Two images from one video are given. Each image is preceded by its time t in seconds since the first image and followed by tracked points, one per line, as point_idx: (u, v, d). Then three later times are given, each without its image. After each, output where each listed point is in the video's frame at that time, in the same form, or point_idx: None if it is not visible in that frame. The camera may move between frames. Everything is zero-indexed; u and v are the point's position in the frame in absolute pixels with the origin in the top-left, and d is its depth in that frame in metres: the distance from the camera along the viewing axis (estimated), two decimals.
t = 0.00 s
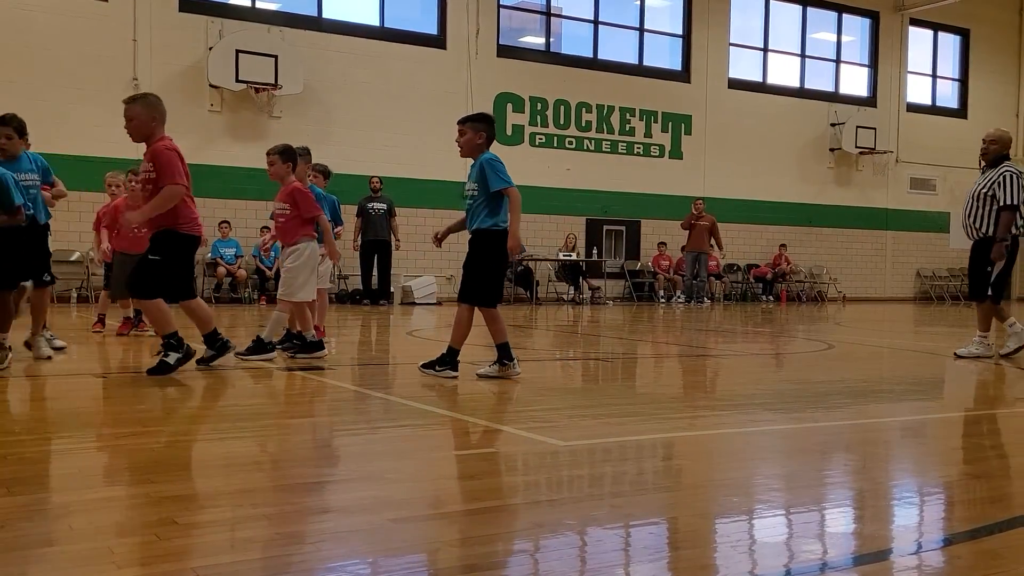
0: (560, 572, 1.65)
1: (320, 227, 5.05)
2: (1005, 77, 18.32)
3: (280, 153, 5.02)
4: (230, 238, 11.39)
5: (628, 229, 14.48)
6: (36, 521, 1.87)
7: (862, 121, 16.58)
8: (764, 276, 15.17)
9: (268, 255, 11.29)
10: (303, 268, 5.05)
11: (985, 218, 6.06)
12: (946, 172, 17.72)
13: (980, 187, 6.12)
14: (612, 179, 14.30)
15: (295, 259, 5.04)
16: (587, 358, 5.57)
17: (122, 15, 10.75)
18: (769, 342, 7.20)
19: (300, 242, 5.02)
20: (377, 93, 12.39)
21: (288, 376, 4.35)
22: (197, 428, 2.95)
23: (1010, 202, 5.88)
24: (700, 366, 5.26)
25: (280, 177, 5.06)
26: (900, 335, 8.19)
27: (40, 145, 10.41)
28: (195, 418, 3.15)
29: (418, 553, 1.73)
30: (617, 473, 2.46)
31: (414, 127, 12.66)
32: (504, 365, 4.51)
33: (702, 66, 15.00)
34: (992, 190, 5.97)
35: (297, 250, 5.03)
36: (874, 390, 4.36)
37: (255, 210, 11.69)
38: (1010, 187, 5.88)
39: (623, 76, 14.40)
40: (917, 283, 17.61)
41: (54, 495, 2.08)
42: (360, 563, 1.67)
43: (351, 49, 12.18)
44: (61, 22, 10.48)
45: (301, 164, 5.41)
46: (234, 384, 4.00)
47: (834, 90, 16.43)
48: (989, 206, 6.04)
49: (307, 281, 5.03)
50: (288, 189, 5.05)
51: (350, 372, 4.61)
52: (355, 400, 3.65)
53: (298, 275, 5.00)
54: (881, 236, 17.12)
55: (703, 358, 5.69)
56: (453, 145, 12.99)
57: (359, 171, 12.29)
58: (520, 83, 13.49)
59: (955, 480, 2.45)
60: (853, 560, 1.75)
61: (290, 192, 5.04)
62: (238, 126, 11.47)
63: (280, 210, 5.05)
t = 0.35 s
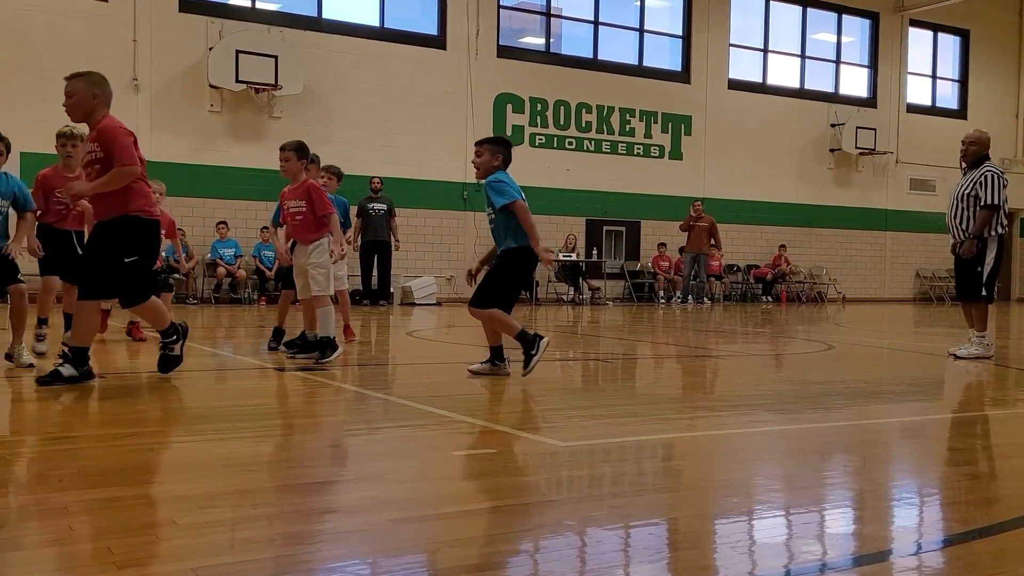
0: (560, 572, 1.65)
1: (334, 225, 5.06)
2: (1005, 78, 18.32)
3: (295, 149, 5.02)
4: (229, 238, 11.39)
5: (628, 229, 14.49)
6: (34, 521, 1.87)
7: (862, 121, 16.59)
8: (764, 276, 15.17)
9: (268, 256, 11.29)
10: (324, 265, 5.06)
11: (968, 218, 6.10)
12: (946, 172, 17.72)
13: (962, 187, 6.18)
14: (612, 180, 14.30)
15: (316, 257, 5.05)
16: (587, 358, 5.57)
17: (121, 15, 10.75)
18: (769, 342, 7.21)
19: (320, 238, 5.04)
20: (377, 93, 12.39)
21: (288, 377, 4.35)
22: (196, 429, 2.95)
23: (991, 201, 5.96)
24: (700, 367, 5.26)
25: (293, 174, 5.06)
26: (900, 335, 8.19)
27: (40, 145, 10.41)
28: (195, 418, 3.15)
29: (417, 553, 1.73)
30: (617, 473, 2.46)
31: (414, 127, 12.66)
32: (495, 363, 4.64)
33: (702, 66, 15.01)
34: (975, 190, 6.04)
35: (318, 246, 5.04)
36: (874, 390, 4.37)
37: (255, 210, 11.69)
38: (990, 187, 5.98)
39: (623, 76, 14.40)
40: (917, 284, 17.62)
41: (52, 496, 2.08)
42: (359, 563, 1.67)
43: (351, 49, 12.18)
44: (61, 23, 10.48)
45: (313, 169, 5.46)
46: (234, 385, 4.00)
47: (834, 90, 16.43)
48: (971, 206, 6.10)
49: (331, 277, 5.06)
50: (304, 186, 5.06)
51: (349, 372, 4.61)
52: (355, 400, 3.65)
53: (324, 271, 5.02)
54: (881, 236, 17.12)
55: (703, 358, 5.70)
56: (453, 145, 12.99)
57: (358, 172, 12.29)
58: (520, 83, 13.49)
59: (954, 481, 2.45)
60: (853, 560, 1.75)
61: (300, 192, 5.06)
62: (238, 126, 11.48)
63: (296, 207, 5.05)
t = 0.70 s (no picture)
0: (560, 572, 1.66)
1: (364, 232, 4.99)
2: (1005, 79, 18.32)
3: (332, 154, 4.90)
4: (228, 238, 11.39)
5: (628, 230, 14.49)
6: (34, 522, 1.87)
7: (862, 122, 16.59)
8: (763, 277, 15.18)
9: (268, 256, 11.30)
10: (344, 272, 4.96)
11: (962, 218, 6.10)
12: (945, 173, 17.73)
13: (956, 188, 6.18)
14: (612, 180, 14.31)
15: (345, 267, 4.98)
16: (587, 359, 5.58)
17: (121, 15, 10.75)
18: (769, 343, 7.21)
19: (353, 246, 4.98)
20: (376, 93, 12.39)
21: (288, 377, 4.36)
22: (196, 429, 2.96)
23: (986, 202, 5.96)
24: (699, 368, 5.27)
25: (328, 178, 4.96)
26: (900, 336, 8.19)
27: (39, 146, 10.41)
28: (194, 418, 3.15)
29: (417, 554, 1.73)
30: (617, 474, 2.47)
31: (414, 128, 12.66)
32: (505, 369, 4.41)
33: (701, 67, 15.02)
34: (970, 191, 6.04)
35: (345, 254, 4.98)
36: (875, 391, 4.37)
37: (255, 211, 11.68)
38: (986, 188, 5.97)
39: (623, 77, 14.40)
40: (917, 285, 17.62)
41: (51, 496, 2.08)
42: (359, 564, 1.67)
43: (351, 50, 12.18)
44: (61, 23, 10.48)
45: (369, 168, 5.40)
46: (233, 386, 3.99)
47: (834, 91, 16.43)
48: (967, 206, 6.09)
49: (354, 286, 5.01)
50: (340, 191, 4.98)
51: (348, 372, 4.62)
52: (354, 400, 3.66)
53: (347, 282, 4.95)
54: (881, 237, 17.13)
55: (703, 359, 5.70)
56: (452, 145, 12.99)
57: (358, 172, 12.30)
58: (520, 83, 13.49)
59: (952, 482, 2.45)
60: (852, 561, 1.75)
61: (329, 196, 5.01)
62: (237, 127, 11.48)
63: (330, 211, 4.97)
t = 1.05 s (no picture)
0: (561, 573, 1.66)
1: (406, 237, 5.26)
2: (1005, 80, 18.32)
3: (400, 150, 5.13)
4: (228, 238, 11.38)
5: (628, 230, 14.50)
6: (36, 522, 1.87)
7: (862, 123, 16.60)
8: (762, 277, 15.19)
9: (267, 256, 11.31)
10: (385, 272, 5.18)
11: (961, 219, 6.10)
12: (945, 174, 17.74)
13: (954, 188, 6.17)
14: (612, 181, 14.32)
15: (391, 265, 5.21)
16: (586, 360, 5.58)
17: (121, 15, 10.75)
18: (768, 343, 7.21)
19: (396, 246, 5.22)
20: (376, 93, 12.39)
21: (288, 377, 4.37)
22: (197, 429, 2.96)
23: (986, 203, 5.96)
24: (698, 368, 5.27)
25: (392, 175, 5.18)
26: (900, 337, 8.19)
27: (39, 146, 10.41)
28: (195, 419, 3.16)
29: (417, 555, 1.73)
30: (617, 474, 2.47)
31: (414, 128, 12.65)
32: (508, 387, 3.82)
33: (701, 68, 15.02)
34: (968, 193, 6.04)
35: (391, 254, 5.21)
36: (875, 391, 4.38)
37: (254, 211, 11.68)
38: (985, 189, 5.98)
39: (623, 77, 14.40)
40: (916, 285, 17.63)
41: (52, 496, 2.08)
42: (359, 564, 1.67)
43: (351, 50, 12.18)
44: (62, 23, 10.48)
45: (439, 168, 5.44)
46: (233, 386, 4.00)
47: (834, 92, 16.43)
48: (965, 208, 6.09)
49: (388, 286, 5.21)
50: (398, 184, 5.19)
51: (347, 373, 4.61)
52: (354, 401, 3.66)
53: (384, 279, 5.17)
54: (881, 238, 17.14)
55: (703, 359, 5.71)
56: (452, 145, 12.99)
57: (358, 172, 12.30)
58: (520, 84, 13.49)
59: (951, 483, 2.45)
60: (852, 562, 1.75)
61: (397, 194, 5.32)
62: (238, 127, 11.48)
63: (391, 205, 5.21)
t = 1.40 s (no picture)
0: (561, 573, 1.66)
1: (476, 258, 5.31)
2: (1006, 81, 18.31)
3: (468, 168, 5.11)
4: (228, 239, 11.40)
5: (629, 231, 14.50)
6: (33, 523, 1.86)
7: (863, 124, 16.59)
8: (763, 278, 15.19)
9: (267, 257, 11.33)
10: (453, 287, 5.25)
11: (962, 220, 6.10)
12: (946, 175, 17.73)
13: (956, 188, 6.16)
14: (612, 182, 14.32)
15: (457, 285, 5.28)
16: (587, 360, 5.59)
17: (122, 16, 10.76)
18: (768, 343, 7.21)
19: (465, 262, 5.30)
20: (376, 94, 12.39)
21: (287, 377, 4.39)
22: (197, 430, 2.96)
23: (987, 204, 5.95)
24: (699, 369, 5.27)
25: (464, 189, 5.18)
26: (901, 338, 8.19)
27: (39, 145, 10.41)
28: (195, 419, 3.16)
29: (416, 555, 1.73)
30: (617, 475, 2.47)
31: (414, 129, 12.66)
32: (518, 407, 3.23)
33: (702, 68, 15.02)
34: (970, 193, 6.04)
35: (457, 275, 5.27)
36: (876, 392, 4.37)
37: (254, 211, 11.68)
38: (986, 190, 5.97)
39: (623, 78, 14.40)
40: (917, 286, 17.62)
41: (51, 497, 2.07)
42: (359, 565, 1.66)
43: (351, 51, 12.18)
44: (62, 23, 10.49)
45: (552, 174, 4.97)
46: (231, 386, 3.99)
47: (834, 93, 16.43)
48: (967, 208, 6.08)
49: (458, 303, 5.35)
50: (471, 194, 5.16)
51: (346, 373, 4.61)
52: (354, 402, 3.66)
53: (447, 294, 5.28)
54: (882, 239, 17.13)
55: (704, 361, 5.71)
56: (453, 145, 12.99)
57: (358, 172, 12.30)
58: (521, 84, 13.49)
59: (952, 484, 2.44)
60: (853, 563, 1.75)
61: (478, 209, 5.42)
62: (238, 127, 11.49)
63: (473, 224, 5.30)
